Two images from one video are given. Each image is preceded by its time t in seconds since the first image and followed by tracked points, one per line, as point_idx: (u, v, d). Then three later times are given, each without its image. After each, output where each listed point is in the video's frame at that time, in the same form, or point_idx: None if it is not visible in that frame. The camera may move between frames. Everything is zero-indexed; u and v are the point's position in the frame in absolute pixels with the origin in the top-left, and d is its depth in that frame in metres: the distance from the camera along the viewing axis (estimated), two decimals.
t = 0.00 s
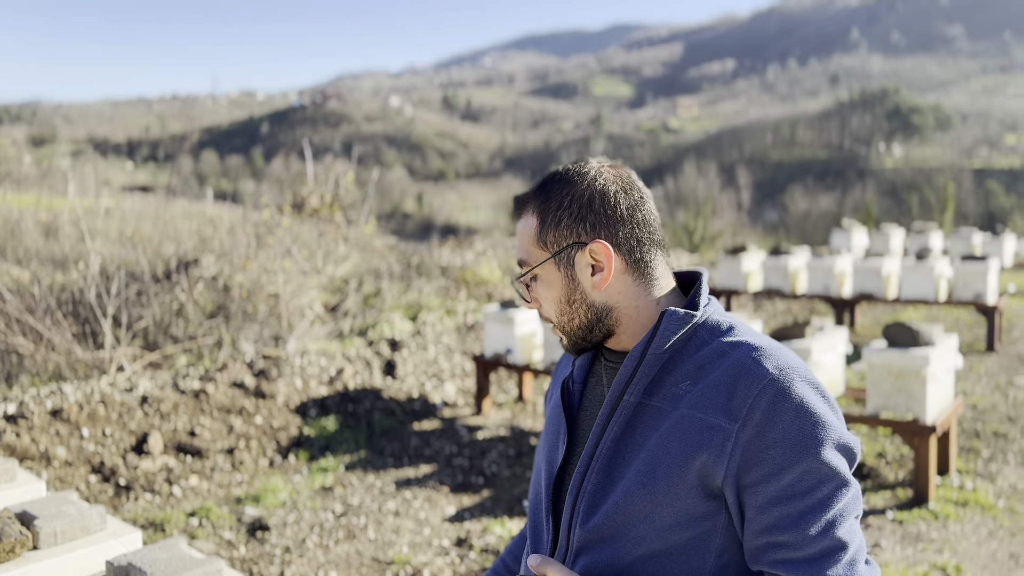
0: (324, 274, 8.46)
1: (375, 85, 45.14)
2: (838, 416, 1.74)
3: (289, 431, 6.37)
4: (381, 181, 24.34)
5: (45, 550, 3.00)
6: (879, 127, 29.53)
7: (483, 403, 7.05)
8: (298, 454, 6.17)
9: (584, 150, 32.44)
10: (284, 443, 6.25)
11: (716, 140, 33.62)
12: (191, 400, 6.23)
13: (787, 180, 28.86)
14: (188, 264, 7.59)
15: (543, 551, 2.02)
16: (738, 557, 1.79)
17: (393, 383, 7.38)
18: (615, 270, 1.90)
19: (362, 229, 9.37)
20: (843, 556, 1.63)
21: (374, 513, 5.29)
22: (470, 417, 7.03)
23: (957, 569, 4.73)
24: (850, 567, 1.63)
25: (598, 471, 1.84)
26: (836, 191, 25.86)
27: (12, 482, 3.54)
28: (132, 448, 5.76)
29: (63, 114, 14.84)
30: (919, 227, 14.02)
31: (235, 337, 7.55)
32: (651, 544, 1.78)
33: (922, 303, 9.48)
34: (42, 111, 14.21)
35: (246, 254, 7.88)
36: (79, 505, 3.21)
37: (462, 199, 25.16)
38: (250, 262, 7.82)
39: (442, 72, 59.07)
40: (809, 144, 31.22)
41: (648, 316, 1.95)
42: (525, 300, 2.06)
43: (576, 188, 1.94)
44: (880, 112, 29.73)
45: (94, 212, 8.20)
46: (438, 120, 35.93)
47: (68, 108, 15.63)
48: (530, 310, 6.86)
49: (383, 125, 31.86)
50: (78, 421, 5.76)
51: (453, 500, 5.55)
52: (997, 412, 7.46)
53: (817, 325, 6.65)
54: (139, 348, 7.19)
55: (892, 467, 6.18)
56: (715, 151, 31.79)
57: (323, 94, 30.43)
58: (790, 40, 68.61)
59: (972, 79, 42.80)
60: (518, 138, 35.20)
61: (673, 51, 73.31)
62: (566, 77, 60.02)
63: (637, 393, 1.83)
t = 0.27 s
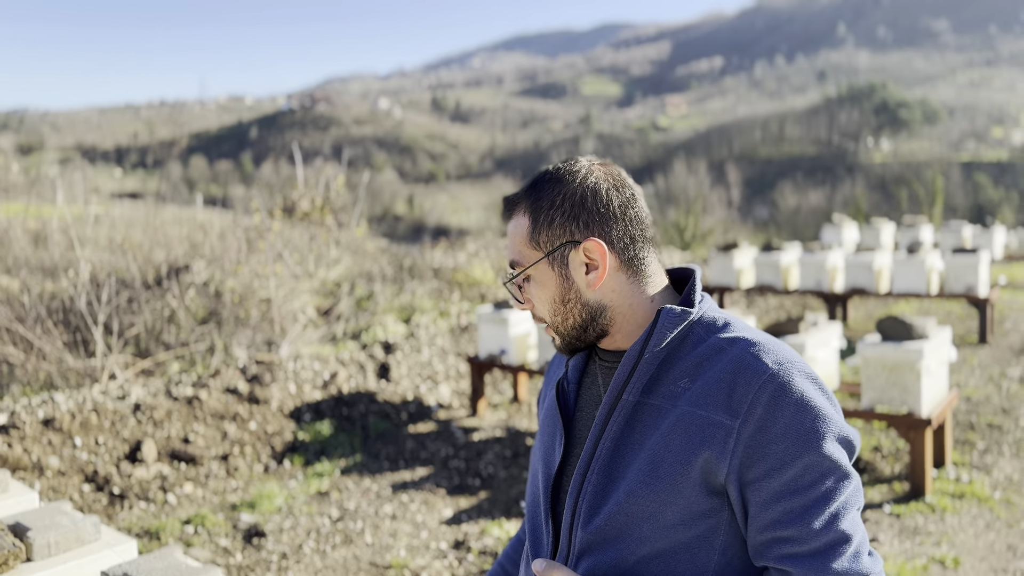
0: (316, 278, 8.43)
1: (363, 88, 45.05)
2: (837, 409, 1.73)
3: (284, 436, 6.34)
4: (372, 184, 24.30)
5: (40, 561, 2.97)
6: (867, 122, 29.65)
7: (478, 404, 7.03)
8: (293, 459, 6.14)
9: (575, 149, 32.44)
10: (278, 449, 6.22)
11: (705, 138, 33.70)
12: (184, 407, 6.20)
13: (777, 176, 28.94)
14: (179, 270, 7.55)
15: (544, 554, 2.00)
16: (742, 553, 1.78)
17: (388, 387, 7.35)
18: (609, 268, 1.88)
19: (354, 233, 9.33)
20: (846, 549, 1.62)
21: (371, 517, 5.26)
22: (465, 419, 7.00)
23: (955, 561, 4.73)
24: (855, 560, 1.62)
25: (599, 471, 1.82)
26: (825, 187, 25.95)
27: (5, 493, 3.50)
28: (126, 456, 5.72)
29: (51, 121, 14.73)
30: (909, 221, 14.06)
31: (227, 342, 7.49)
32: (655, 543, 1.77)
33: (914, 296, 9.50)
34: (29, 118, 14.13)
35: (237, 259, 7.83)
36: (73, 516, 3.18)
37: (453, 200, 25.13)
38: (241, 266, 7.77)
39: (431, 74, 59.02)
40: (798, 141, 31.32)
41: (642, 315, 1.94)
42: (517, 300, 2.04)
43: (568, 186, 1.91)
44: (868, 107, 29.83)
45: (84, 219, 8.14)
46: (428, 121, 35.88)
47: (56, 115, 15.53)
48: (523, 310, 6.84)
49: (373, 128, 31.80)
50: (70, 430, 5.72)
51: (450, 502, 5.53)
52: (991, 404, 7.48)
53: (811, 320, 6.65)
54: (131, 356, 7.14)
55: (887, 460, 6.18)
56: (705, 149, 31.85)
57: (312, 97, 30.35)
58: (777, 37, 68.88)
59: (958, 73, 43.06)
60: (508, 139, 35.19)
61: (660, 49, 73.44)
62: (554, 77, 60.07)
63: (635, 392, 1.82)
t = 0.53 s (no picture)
0: (309, 283, 8.39)
1: (352, 92, 44.99)
2: (844, 408, 1.72)
3: (279, 443, 6.30)
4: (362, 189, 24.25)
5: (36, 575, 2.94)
6: (855, 119, 29.77)
7: (474, 407, 7.01)
8: (289, 466, 6.11)
9: (564, 150, 32.45)
10: (274, 456, 6.18)
11: (694, 137, 33.76)
12: (178, 416, 6.15)
13: (766, 175, 29.01)
14: (170, 277, 7.50)
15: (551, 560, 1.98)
16: (751, 554, 1.76)
17: (383, 392, 7.32)
18: (611, 269, 1.86)
19: (346, 237, 9.30)
20: (857, 548, 1.61)
21: (369, 523, 5.23)
22: (461, 422, 6.98)
23: (955, 556, 4.73)
24: (866, 558, 1.61)
25: (605, 475, 1.80)
26: (814, 185, 26.04)
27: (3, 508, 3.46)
28: (120, 466, 5.67)
29: (37, 130, 14.63)
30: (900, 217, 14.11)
31: (220, 349, 7.44)
32: (664, 545, 1.75)
33: (907, 292, 9.52)
34: (16, 128, 14.03)
35: (229, 266, 7.79)
36: (68, 528, 3.14)
37: (444, 204, 25.10)
38: (233, 273, 7.73)
39: (418, 76, 58.96)
40: (786, 139, 31.42)
41: (647, 316, 1.92)
42: (518, 303, 2.02)
43: (567, 187, 1.90)
44: (856, 104, 29.94)
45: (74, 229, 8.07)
46: (417, 125, 35.83)
47: (42, 124, 15.44)
48: (518, 312, 6.81)
49: (362, 132, 31.75)
50: (63, 440, 5.66)
51: (448, 507, 5.50)
52: (986, 398, 7.49)
53: (806, 318, 6.64)
54: (124, 365, 7.09)
55: (885, 457, 6.18)
56: (694, 148, 31.91)
57: (301, 102, 30.29)
58: (763, 36, 69.14)
59: (944, 70, 43.32)
60: (498, 141, 35.18)
61: (648, 50, 73.58)
62: (542, 79, 60.10)
63: (641, 393, 1.80)
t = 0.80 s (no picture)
0: (301, 291, 8.36)
1: (340, 98, 44.92)
2: (852, 407, 1.70)
3: (275, 452, 6.27)
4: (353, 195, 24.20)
5: None
6: (843, 119, 29.92)
7: (471, 412, 6.99)
8: (285, 475, 6.07)
9: (554, 154, 32.47)
10: (270, 465, 6.15)
11: (682, 140, 33.85)
12: (173, 426, 6.11)
13: (755, 175, 29.10)
14: (162, 287, 7.46)
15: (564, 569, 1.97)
16: (764, 556, 1.75)
17: (378, 399, 7.30)
18: (642, 258, 1.90)
19: (338, 243, 9.27)
20: (870, 548, 1.60)
21: (367, 532, 5.20)
22: (458, 428, 6.96)
23: (955, 554, 4.73)
24: (879, 558, 1.60)
25: (615, 482, 1.80)
26: (803, 185, 26.15)
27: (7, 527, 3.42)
28: (115, 478, 5.63)
29: (24, 140, 14.53)
30: (889, 216, 14.18)
31: (214, 358, 7.40)
32: (677, 549, 1.74)
33: (899, 291, 9.55)
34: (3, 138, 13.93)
35: (221, 274, 7.76)
36: (68, 543, 3.10)
37: (435, 209, 25.07)
38: (225, 282, 7.69)
39: (406, 82, 58.91)
40: (774, 140, 31.54)
41: (653, 319, 1.93)
42: (528, 283, 1.95)
43: (602, 177, 1.95)
44: (843, 105, 30.10)
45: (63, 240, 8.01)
46: (406, 130, 35.81)
47: (30, 134, 15.36)
48: (513, 316, 6.80)
49: (351, 138, 31.71)
50: (57, 453, 5.62)
51: (447, 513, 5.48)
52: (981, 395, 7.52)
53: (800, 317, 6.65)
54: (117, 376, 7.04)
55: (882, 456, 6.20)
56: (683, 150, 32.01)
57: (289, 109, 30.25)
58: (749, 38, 69.44)
59: (929, 69, 43.64)
60: (487, 145, 35.20)
61: (635, 53, 73.77)
62: (531, 83, 60.17)
63: (648, 398, 1.80)
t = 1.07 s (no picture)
0: (293, 299, 8.33)
1: (329, 106, 44.87)
2: (850, 407, 1.69)
3: (269, 462, 6.24)
4: (343, 203, 24.17)
5: None
6: (830, 121, 30.08)
7: (465, 419, 6.97)
8: (279, 484, 6.04)
9: (544, 159, 32.50)
10: (264, 475, 6.11)
11: (671, 144, 33.95)
12: (166, 437, 6.08)
13: (744, 178, 29.20)
14: (153, 297, 7.43)
15: None
16: (765, 561, 1.73)
17: (372, 407, 7.27)
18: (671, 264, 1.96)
19: (329, 251, 9.25)
20: (870, 549, 1.59)
21: (362, 541, 5.17)
22: (452, 435, 6.94)
23: (951, 554, 4.74)
24: (879, 558, 1.59)
25: (613, 487, 1.80)
26: (792, 188, 26.26)
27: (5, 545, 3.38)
28: (108, 490, 5.59)
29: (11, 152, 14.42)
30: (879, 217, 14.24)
31: (205, 368, 7.36)
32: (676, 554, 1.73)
33: (890, 292, 9.58)
34: None
35: (212, 284, 7.72)
36: (62, 559, 3.07)
37: (425, 215, 25.06)
38: (217, 291, 7.65)
39: (395, 89, 58.86)
40: (763, 143, 31.67)
41: (652, 327, 1.95)
42: (561, 269, 1.88)
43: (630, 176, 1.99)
44: (830, 107, 30.26)
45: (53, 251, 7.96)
46: (395, 137, 35.78)
47: (16, 145, 15.25)
48: (506, 321, 6.80)
49: (341, 146, 31.67)
50: (49, 465, 5.57)
51: (443, 521, 5.46)
52: (973, 395, 7.54)
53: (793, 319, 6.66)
54: (108, 387, 6.98)
55: (876, 457, 6.21)
56: (672, 155, 32.09)
57: (278, 117, 30.20)
58: (737, 42, 69.77)
59: (915, 72, 43.95)
60: (477, 152, 35.21)
61: (623, 58, 73.99)
62: (520, 89, 60.26)
63: (645, 403, 1.80)
